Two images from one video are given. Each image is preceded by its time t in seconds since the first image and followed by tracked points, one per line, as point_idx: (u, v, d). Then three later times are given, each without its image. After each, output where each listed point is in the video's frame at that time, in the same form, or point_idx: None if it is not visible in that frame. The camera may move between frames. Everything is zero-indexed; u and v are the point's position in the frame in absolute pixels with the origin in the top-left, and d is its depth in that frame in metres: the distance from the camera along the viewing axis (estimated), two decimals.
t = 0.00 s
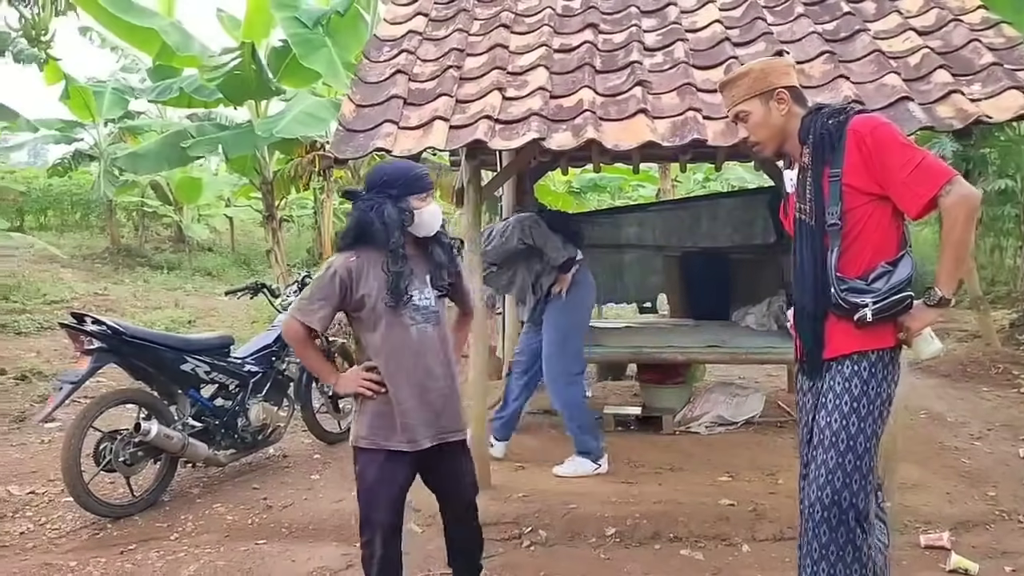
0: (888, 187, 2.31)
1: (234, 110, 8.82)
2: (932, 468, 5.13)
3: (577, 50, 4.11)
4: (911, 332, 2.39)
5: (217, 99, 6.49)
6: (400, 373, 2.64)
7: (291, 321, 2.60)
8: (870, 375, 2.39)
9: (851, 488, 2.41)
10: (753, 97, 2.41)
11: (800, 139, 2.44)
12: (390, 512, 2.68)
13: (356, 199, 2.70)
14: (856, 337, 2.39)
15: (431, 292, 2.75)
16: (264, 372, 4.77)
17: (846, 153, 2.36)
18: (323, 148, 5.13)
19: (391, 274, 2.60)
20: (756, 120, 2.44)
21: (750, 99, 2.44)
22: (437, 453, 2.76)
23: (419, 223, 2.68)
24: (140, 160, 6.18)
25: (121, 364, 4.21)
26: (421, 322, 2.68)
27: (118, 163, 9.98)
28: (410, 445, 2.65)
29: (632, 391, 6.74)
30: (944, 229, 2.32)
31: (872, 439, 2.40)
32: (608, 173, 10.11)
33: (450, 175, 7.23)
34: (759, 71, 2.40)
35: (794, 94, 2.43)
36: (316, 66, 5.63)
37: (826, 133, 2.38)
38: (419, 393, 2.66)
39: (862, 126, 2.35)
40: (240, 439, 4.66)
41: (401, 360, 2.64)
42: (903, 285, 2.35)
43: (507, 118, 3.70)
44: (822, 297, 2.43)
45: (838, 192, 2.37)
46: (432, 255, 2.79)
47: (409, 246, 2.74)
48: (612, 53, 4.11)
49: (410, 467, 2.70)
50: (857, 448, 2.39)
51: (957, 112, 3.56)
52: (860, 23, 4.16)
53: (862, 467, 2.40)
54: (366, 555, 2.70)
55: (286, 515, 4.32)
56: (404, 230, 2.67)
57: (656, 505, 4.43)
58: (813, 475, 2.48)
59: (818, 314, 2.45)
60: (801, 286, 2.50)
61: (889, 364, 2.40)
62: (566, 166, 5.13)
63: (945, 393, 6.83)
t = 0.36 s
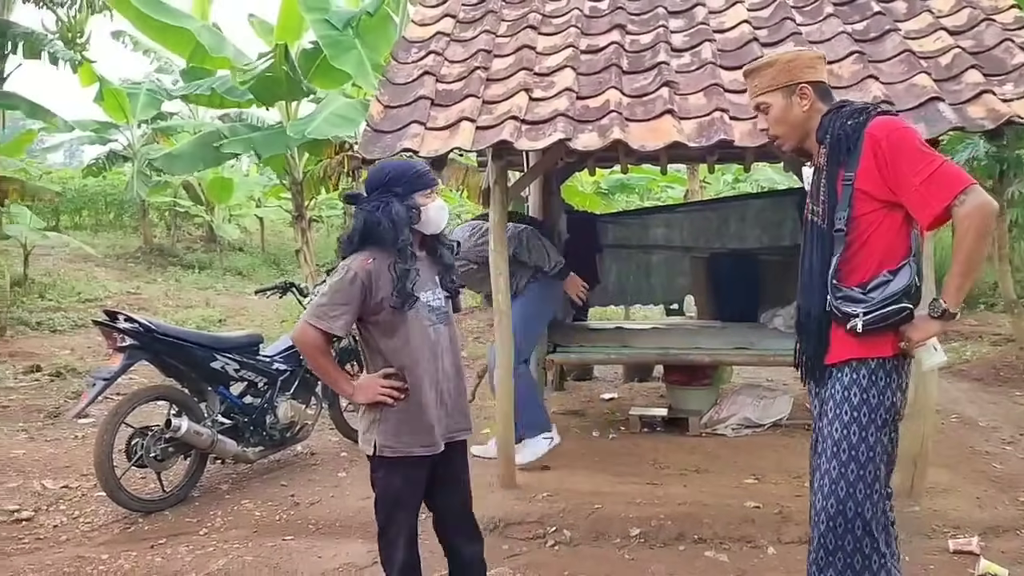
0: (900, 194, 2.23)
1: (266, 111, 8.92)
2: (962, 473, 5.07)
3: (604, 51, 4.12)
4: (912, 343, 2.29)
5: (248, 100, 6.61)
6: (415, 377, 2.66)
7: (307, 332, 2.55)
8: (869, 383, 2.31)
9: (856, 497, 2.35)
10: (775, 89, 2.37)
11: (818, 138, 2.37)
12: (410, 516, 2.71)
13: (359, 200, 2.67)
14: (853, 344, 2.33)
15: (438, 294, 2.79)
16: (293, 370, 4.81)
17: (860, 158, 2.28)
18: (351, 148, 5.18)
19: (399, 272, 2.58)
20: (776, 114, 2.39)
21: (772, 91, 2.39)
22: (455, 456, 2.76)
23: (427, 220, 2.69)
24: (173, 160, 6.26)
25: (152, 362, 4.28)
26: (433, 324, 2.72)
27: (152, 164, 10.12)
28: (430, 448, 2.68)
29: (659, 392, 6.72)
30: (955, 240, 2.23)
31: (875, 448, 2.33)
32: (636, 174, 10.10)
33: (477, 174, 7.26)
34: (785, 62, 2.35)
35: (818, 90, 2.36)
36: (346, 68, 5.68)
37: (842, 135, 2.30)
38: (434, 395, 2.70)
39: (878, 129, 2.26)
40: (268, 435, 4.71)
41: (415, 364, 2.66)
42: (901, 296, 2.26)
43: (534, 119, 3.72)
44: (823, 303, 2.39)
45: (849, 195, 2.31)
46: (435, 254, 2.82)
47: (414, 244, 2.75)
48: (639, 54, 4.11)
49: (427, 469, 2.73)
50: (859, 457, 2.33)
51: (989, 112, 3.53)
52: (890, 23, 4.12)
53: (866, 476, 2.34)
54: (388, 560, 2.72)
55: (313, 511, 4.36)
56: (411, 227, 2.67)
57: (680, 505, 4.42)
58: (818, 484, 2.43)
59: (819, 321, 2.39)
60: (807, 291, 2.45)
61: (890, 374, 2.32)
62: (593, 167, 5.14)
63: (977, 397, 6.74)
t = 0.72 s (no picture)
0: (911, 199, 2.15)
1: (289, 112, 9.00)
2: (985, 477, 5.02)
3: (624, 52, 4.12)
4: (916, 352, 2.21)
5: (271, 102, 6.67)
6: (440, 376, 2.68)
7: (341, 330, 2.54)
8: (874, 390, 2.22)
9: (867, 506, 2.23)
10: (791, 85, 2.30)
11: (833, 136, 2.31)
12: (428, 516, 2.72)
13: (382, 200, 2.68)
14: (859, 351, 2.25)
15: (459, 293, 2.83)
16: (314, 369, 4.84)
17: (873, 158, 2.21)
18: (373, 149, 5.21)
19: (423, 270, 2.59)
20: (791, 111, 2.33)
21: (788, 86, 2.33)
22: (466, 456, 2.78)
23: (449, 218, 2.71)
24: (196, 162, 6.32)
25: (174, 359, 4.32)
26: (456, 322, 2.77)
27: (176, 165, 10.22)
28: (454, 446, 2.71)
29: (679, 394, 6.70)
30: (967, 249, 2.15)
31: (885, 456, 2.22)
32: (657, 176, 10.09)
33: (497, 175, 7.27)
34: (802, 57, 2.28)
35: (835, 87, 2.30)
36: (368, 69, 5.72)
37: (856, 135, 2.23)
38: (457, 393, 2.73)
39: (893, 130, 2.18)
40: (288, 432, 4.76)
41: (441, 362, 2.69)
42: (904, 303, 2.18)
43: (553, 120, 3.73)
44: (828, 308, 2.31)
45: (860, 198, 2.24)
46: (457, 253, 2.84)
47: (439, 243, 2.77)
48: (660, 55, 4.11)
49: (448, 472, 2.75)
50: (868, 466, 2.22)
51: (1012, 112, 3.51)
52: (913, 23, 4.10)
53: (877, 485, 2.23)
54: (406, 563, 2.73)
55: (332, 508, 4.39)
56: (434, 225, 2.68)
57: (699, 507, 4.40)
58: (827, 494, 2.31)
59: (823, 326, 2.32)
60: (813, 295, 2.37)
61: (894, 382, 2.22)
62: (613, 168, 5.14)
63: (1002, 401, 6.67)
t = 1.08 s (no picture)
0: (923, 211, 2.14)
1: (303, 115, 9.04)
2: (998, 484, 4.99)
3: (637, 56, 4.13)
4: (926, 366, 2.21)
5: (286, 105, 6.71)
6: (471, 373, 2.70)
7: (374, 327, 2.58)
8: (882, 402, 2.22)
9: (875, 518, 2.22)
10: (803, 89, 2.29)
11: (846, 142, 2.30)
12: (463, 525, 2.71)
13: (412, 200, 2.72)
14: (868, 364, 2.24)
15: (490, 292, 2.82)
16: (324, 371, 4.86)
17: (886, 167, 2.20)
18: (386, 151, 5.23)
19: (451, 266, 2.60)
20: (803, 115, 2.32)
21: (800, 91, 2.32)
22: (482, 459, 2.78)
23: (474, 219, 2.70)
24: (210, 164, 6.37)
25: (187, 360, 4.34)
26: (488, 320, 2.78)
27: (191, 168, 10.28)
28: (488, 442, 2.73)
29: (691, 399, 6.69)
30: (979, 263, 2.15)
31: (892, 467, 2.21)
32: (671, 180, 10.08)
33: (510, 178, 7.28)
34: (816, 61, 2.28)
35: (848, 91, 2.29)
36: (382, 72, 5.75)
37: (868, 142, 2.23)
38: (491, 388, 2.75)
39: (907, 138, 2.18)
40: (299, 434, 4.78)
41: (471, 359, 2.70)
42: (915, 318, 2.18)
43: (568, 123, 3.74)
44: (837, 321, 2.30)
45: (872, 208, 2.23)
46: (487, 253, 2.83)
47: (466, 244, 2.77)
48: (672, 59, 4.11)
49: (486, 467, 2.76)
50: (876, 477, 2.21)
51: None
52: (927, 28, 4.09)
53: (885, 497, 2.22)
54: (443, 565, 2.75)
55: (343, 509, 4.41)
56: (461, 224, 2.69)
57: (710, 510, 4.39)
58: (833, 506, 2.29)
59: (832, 336, 2.31)
60: (822, 304, 2.36)
61: (903, 396, 2.23)
62: (626, 171, 5.14)
63: (1017, 408, 6.63)
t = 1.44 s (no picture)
0: (924, 220, 2.14)
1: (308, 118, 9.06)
2: (1000, 491, 4.98)
3: (640, 60, 4.13)
4: (921, 371, 2.23)
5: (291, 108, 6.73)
6: (487, 372, 2.71)
7: (393, 323, 2.56)
8: (879, 404, 2.23)
9: (878, 520, 2.21)
10: (810, 92, 2.29)
11: (849, 148, 2.30)
12: (468, 527, 2.72)
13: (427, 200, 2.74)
14: (865, 368, 2.25)
15: (505, 294, 2.84)
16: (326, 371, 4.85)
17: (889, 175, 2.20)
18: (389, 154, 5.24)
19: (468, 262, 2.61)
20: (807, 118, 2.32)
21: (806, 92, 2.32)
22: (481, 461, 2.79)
23: (489, 219, 2.70)
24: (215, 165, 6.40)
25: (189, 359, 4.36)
26: (502, 321, 2.78)
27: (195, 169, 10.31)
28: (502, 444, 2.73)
29: (694, 404, 6.69)
30: (979, 273, 2.16)
31: (891, 469, 2.21)
32: (675, 185, 10.08)
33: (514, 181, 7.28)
34: (824, 64, 2.27)
35: (855, 97, 2.29)
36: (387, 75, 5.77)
37: (872, 149, 2.23)
38: (503, 388, 2.76)
39: (910, 147, 2.17)
40: (302, 435, 4.79)
41: (486, 359, 2.70)
42: (916, 327, 2.18)
43: (571, 127, 3.75)
44: (835, 326, 2.30)
45: (874, 215, 2.23)
46: (503, 256, 2.84)
47: (481, 246, 2.78)
48: (676, 64, 4.12)
49: (495, 473, 2.76)
50: (876, 480, 2.21)
51: None
52: (931, 34, 4.09)
53: (886, 499, 2.21)
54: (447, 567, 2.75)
55: (344, 511, 4.41)
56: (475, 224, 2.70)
57: (711, 515, 4.39)
58: (835, 512, 2.28)
59: (830, 341, 2.31)
60: (821, 308, 2.36)
61: (897, 398, 2.23)
62: (630, 176, 5.15)
63: (1020, 415, 6.61)
